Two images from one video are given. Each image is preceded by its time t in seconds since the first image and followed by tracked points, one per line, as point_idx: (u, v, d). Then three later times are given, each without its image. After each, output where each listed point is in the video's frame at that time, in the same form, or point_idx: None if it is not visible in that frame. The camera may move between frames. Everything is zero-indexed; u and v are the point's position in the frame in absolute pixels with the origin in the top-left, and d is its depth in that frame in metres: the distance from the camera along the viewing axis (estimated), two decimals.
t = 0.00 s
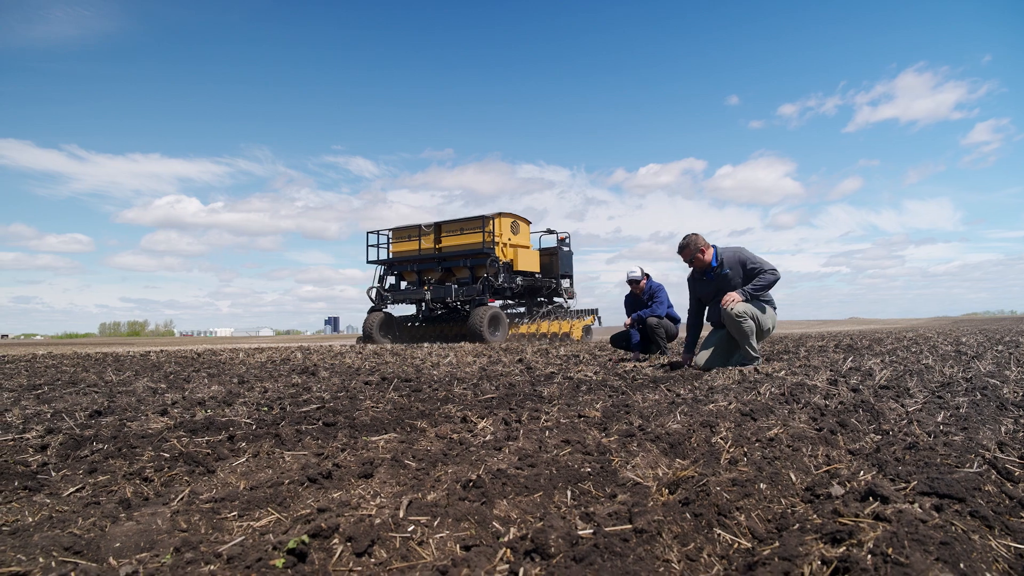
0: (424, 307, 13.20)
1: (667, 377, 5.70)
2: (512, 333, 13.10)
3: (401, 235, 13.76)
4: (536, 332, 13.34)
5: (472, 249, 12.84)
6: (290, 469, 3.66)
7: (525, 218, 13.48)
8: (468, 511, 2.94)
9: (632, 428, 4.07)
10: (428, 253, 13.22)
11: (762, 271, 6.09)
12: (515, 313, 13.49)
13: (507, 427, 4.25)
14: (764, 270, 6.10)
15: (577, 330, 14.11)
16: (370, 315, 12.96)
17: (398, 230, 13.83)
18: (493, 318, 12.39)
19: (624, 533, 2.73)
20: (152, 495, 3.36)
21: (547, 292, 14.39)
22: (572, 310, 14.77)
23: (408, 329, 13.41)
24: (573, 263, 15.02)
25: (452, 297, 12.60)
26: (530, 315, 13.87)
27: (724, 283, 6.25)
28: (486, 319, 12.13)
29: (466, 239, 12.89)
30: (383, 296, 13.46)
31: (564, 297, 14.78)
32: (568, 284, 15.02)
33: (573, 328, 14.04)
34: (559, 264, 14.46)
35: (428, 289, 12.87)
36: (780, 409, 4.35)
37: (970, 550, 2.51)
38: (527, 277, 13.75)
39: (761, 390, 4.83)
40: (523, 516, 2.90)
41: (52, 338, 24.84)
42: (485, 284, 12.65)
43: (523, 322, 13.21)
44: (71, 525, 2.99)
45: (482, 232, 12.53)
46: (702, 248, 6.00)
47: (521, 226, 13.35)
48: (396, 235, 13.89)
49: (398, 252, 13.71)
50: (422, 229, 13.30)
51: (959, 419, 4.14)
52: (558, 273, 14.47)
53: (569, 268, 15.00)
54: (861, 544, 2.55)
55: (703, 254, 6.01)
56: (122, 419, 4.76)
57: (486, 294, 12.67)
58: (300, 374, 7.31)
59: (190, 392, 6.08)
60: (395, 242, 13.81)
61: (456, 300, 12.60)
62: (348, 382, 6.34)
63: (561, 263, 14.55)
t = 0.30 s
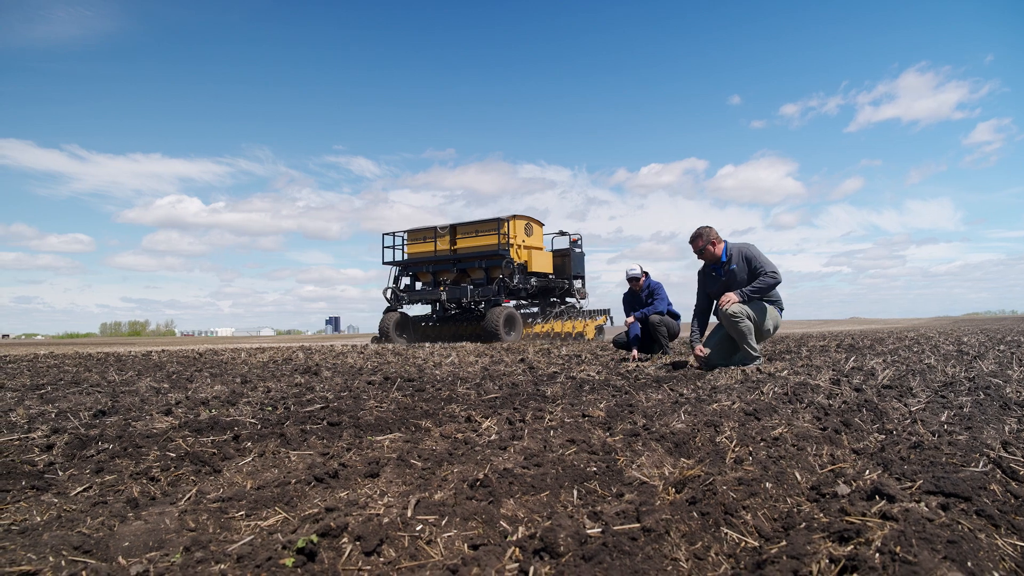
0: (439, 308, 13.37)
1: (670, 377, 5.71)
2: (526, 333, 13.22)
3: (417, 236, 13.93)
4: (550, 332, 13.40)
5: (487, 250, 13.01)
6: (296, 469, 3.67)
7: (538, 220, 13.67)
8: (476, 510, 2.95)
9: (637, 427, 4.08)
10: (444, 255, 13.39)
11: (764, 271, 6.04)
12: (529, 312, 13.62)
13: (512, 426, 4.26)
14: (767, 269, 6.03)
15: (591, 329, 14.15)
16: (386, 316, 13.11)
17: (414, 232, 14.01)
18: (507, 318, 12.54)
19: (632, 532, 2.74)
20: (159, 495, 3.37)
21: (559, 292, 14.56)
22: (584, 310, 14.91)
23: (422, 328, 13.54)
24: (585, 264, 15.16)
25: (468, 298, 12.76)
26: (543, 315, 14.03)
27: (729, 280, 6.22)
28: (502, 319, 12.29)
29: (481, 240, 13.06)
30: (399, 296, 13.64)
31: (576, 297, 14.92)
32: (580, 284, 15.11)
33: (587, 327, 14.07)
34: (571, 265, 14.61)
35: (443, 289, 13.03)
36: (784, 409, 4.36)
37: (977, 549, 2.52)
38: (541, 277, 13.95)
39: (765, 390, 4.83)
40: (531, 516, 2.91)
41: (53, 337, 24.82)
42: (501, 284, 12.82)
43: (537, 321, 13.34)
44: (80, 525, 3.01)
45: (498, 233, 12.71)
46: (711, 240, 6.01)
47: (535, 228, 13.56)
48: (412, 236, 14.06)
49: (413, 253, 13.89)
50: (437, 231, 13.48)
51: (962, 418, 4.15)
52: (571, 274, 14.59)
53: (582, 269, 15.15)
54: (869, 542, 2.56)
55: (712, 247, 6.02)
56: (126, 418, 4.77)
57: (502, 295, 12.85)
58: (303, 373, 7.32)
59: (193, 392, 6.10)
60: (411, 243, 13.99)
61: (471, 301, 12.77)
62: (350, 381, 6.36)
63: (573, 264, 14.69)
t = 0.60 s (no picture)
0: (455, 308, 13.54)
1: (671, 377, 5.71)
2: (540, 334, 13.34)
3: (432, 238, 14.14)
4: (562, 331, 13.48)
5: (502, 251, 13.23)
6: (299, 469, 3.67)
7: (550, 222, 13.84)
8: (479, 511, 2.95)
9: (639, 428, 4.08)
10: (459, 256, 13.59)
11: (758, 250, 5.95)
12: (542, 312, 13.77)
13: (514, 427, 4.26)
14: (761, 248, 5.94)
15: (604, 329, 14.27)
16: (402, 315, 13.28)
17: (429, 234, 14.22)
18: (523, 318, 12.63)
19: (636, 533, 2.74)
20: (162, 495, 3.37)
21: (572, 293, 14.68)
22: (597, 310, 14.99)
23: (437, 328, 13.75)
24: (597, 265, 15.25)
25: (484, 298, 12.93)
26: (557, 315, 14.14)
27: (725, 265, 6.17)
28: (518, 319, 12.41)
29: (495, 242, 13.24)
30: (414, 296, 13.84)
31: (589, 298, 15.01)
32: (594, 285, 15.20)
33: (601, 327, 14.18)
34: (584, 267, 14.70)
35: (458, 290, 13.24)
36: (786, 409, 4.35)
37: (982, 550, 2.52)
38: (554, 278, 14.12)
39: (766, 390, 4.83)
40: (534, 516, 2.91)
41: (54, 337, 24.81)
42: (516, 285, 13.02)
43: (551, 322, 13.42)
44: (83, 525, 3.01)
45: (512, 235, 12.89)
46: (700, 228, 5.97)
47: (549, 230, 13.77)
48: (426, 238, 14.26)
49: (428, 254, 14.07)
50: (453, 233, 13.69)
51: (965, 419, 4.14)
52: (583, 274, 14.62)
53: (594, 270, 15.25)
54: (873, 544, 2.56)
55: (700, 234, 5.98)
56: (128, 418, 4.78)
57: (517, 295, 13.01)
58: (305, 373, 7.33)
59: (194, 392, 6.10)
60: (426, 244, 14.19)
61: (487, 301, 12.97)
62: (352, 381, 6.36)
63: (586, 265, 14.78)
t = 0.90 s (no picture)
0: (469, 308, 13.68)
1: (672, 377, 5.71)
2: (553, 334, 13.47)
3: (447, 239, 14.35)
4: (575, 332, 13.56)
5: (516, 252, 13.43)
6: (300, 470, 3.68)
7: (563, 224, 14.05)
8: (481, 512, 2.96)
9: (640, 428, 4.07)
10: (473, 257, 13.78)
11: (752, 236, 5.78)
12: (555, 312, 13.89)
13: (515, 427, 4.26)
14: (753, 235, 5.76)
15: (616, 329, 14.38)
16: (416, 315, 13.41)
17: (444, 236, 14.43)
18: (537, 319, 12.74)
19: (638, 533, 2.74)
20: (164, 496, 3.37)
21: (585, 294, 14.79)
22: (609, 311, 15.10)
23: (451, 328, 13.88)
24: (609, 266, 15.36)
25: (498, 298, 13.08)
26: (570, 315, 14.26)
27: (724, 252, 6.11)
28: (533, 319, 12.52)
29: (509, 243, 13.45)
30: (428, 296, 14.08)
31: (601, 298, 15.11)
32: (605, 286, 15.29)
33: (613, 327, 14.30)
34: (596, 268, 14.81)
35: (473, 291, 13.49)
36: (787, 409, 4.35)
37: (984, 551, 2.52)
38: (567, 279, 14.25)
39: (768, 390, 4.83)
40: (536, 517, 2.91)
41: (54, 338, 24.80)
42: (530, 285, 13.20)
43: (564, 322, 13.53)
44: (86, 526, 3.01)
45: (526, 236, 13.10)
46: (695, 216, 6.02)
47: (562, 232, 13.99)
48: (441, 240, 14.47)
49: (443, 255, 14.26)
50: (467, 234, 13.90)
51: (966, 420, 4.14)
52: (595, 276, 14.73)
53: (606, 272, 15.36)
54: (875, 544, 2.56)
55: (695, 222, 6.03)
56: (130, 418, 4.80)
57: (531, 296, 13.16)
58: (306, 374, 7.33)
59: (195, 392, 6.11)
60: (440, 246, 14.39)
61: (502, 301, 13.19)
62: (353, 382, 6.36)
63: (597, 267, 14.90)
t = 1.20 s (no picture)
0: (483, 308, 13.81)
1: (675, 377, 5.72)
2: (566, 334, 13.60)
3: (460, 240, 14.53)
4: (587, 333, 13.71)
5: (529, 254, 13.59)
6: (305, 470, 3.68)
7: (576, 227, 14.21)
8: (487, 512, 2.96)
9: (644, 428, 4.08)
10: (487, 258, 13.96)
11: (751, 226, 5.80)
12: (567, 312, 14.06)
13: (518, 427, 4.27)
14: (752, 225, 5.80)
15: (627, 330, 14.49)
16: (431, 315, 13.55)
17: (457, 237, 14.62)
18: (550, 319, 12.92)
19: (645, 534, 2.75)
20: (169, 496, 3.38)
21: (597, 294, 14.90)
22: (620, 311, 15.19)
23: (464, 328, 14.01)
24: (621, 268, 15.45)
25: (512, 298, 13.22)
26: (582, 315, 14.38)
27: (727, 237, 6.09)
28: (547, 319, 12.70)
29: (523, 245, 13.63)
30: (442, 296, 14.25)
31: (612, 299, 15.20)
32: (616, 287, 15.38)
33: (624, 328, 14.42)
34: (608, 270, 14.90)
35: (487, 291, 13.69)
36: (790, 410, 4.35)
37: (991, 551, 2.52)
38: (579, 280, 14.44)
39: (771, 390, 4.84)
40: (542, 517, 2.92)
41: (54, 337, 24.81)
42: (544, 286, 13.37)
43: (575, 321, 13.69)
44: (92, 526, 3.02)
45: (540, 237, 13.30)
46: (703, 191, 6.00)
47: (574, 233, 14.17)
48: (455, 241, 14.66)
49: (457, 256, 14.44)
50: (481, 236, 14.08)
51: (970, 420, 4.14)
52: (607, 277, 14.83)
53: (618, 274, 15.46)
54: (882, 544, 2.56)
55: (702, 197, 6.02)
56: (134, 418, 4.80)
57: (545, 296, 13.31)
58: (308, 374, 7.33)
59: (198, 392, 6.12)
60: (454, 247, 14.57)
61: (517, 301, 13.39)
62: (356, 382, 6.37)
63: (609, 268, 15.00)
